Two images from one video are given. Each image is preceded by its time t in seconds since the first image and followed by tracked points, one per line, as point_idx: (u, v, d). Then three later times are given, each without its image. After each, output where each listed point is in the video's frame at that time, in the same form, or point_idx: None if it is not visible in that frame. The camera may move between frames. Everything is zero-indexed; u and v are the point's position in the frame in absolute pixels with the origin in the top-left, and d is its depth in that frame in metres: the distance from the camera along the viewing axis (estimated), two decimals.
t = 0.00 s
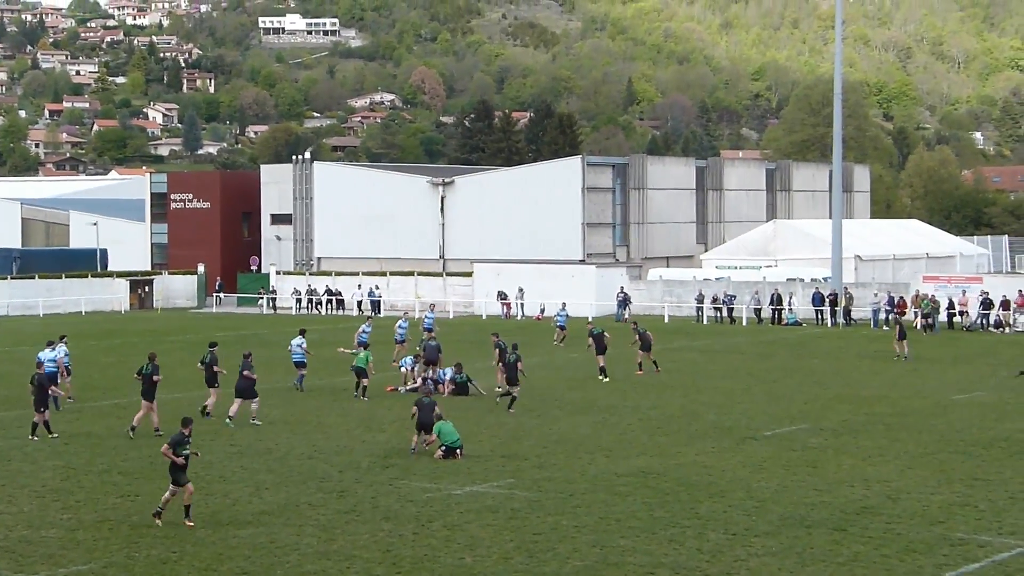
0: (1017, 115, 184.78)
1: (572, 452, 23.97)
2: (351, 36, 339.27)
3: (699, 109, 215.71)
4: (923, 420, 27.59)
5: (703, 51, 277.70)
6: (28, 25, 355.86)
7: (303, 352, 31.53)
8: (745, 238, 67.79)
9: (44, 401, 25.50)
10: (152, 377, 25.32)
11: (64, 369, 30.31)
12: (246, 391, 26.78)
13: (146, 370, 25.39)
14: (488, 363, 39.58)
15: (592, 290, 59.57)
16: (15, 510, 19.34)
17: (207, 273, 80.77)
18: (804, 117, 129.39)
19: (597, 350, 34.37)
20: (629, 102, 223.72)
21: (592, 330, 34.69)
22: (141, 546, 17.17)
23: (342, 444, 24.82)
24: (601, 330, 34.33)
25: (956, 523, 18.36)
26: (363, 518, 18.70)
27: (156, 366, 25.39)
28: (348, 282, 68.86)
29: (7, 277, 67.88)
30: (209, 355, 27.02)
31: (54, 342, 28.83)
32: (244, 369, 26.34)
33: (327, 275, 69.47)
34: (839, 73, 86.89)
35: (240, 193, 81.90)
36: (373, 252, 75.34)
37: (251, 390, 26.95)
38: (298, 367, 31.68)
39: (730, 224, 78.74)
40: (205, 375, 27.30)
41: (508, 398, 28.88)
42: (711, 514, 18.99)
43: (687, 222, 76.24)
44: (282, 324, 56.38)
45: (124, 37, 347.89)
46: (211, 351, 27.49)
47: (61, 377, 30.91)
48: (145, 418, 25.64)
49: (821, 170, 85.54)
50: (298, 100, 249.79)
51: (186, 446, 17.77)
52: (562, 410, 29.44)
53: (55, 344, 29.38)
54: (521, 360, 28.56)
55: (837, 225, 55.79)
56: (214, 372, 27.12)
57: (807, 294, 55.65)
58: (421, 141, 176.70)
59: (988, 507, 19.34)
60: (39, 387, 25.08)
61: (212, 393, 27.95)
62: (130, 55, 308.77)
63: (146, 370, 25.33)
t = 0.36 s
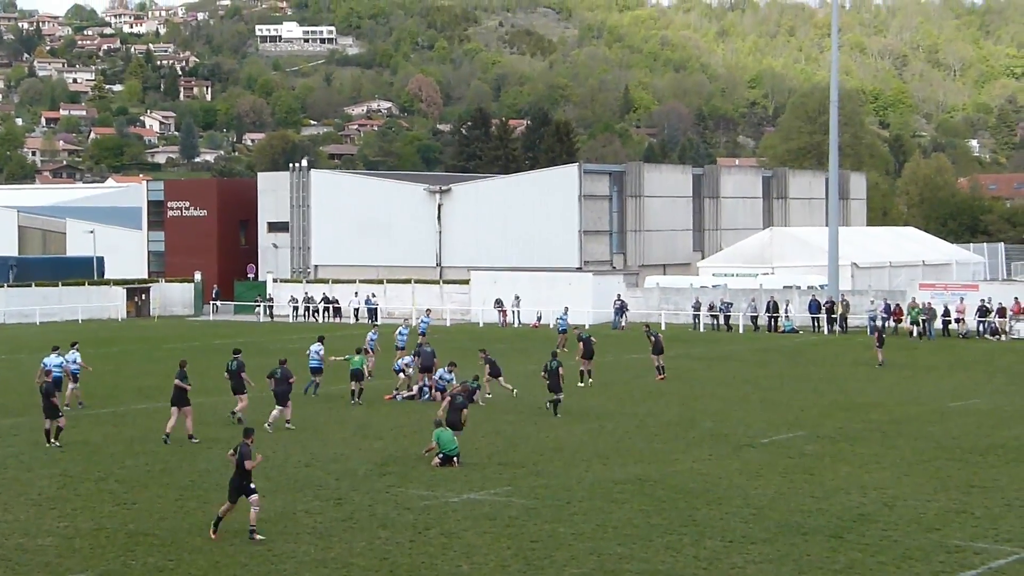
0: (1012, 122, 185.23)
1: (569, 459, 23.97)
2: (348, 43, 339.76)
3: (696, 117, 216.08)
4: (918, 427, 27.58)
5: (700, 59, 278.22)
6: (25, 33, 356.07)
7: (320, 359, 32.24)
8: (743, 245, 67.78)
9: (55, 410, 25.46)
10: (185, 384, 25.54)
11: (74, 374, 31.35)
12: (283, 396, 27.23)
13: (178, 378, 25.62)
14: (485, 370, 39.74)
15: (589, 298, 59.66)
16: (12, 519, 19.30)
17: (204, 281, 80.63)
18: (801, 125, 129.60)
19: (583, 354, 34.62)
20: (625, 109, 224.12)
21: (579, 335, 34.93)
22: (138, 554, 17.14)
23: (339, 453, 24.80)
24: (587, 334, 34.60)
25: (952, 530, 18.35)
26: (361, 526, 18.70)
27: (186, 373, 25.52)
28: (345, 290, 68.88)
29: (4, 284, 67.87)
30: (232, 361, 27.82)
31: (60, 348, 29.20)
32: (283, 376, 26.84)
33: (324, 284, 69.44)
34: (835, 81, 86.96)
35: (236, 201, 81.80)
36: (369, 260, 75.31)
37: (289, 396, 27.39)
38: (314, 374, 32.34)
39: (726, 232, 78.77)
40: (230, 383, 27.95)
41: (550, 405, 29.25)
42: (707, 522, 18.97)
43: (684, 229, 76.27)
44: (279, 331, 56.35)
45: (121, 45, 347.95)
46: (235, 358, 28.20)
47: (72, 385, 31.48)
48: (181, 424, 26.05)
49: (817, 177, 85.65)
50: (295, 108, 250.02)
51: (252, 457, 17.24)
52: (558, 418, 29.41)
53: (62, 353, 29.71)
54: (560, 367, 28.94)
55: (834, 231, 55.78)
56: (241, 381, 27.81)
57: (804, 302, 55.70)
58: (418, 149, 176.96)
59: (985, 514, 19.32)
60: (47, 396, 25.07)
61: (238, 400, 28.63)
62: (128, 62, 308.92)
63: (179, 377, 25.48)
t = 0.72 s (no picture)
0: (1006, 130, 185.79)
1: (564, 466, 23.99)
2: (343, 51, 339.96)
3: (691, 125, 216.46)
4: (913, 435, 27.60)
5: (695, 67, 278.71)
6: (20, 41, 355.98)
7: (333, 365, 33.45)
8: (738, 254, 67.69)
9: (57, 421, 25.35)
10: (210, 389, 25.80)
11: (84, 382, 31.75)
12: (313, 403, 27.54)
13: (203, 385, 25.82)
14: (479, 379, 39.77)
15: (584, 306, 59.63)
16: (7, 528, 19.26)
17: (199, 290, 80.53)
18: (795, 133, 129.83)
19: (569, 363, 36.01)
20: (620, 117, 224.51)
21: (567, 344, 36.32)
22: (135, 564, 17.08)
23: (334, 461, 24.77)
24: (574, 342, 36.08)
25: (947, 538, 18.35)
26: (357, 534, 18.67)
27: (213, 380, 25.83)
28: (340, 298, 68.84)
29: None
30: (250, 369, 27.81)
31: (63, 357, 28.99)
32: (312, 381, 27.17)
33: (319, 292, 69.41)
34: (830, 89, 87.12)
35: (231, 209, 81.62)
36: (364, 268, 75.29)
37: (320, 400, 27.72)
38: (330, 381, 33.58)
39: (722, 239, 78.82)
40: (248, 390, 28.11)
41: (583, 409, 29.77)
42: (702, 530, 18.96)
43: (679, 238, 76.34)
44: (273, 340, 56.26)
45: (116, 53, 347.69)
46: (255, 364, 28.26)
47: (81, 393, 32.07)
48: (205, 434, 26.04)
49: (812, 185, 85.78)
50: (291, 116, 250.07)
51: (312, 476, 16.71)
52: (552, 425, 29.36)
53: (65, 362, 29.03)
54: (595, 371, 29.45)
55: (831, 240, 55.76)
56: (258, 387, 27.94)
57: (800, 310, 55.70)
58: (413, 157, 177.08)
59: (981, 521, 19.30)
60: (53, 404, 24.92)
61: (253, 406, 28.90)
62: (122, 71, 308.85)
63: (203, 385, 25.77)
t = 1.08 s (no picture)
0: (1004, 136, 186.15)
1: (562, 472, 23.99)
2: (340, 58, 340.32)
3: (689, 131, 216.86)
4: (910, 439, 27.60)
5: (692, 72, 279.13)
6: (17, 48, 356.18)
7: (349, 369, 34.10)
8: (736, 259, 67.64)
9: (57, 429, 25.34)
10: (232, 393, 25.95)
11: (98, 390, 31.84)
12: (344, 406, 28.16)
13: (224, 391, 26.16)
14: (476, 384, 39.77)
15: (582, 311, 59.61)
16: (6, 535, 19.22)
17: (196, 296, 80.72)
18: (791, 138, 129.96)
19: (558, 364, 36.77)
20: (618, 123, 224.71)
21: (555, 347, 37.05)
22: (131, 570, 17.07)
23: (333, 467, 24.72)
24: (563, 347, 36.75)
25: (945, 543, 18.33)
26: (354, 541, 18.63)
27: (234, 385, 25.98)
28: (337, 304, 68.76)
29: None
30: (265, 373, 28.29)
31: (66, 363, 29.66)
32: (345, 386, 27.80)
33: (316, 298, 69.36)
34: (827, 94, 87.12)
35: (229, 216, 81.86)
36: (361, 275, 75.21)
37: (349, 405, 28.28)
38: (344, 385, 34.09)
39: (719, 245, 78.89)
40: (263, 394, 28.50)
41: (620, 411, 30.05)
42: (701, 536, 18.93)
43: (677, 243, 76.39)
44: (270, 347, 56.27)
45: (112, 60, 347.87)
46: (268, 369, 28.70)
47: (96, 399, 32.12)
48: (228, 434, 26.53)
49: (809, 190, 85.87)
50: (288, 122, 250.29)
51: (391, 483, 16.45)
52: (553, 431, 29.31)
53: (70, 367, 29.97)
54: (629, 375, 29.75)
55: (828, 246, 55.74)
56: (273, 392, 28.35)
57: (797, 315, 55.53)
58: (410, 163, 177.22)
59: (979, 526, 19.29)
60: (53, 412, 24.91)
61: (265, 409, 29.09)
62: (119, 78, 309.08)
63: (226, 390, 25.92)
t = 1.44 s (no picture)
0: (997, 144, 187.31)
1: (556, 479, 24.00)
2: (334, 63, 340.07)
3: (683, 137, 217.07)
4: (904, 445, 27.64)
5: (686, 78, 279.27)
6: (10, 52, 355.37)
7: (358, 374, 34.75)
8: (729, 265, 67.67)
9: (46, 434, 25.25)
10: (248, 397, 26.80)
11: (106, 396, 31.84)
12: (367, 409, 28.82)
13: (242, 393, 26.84)
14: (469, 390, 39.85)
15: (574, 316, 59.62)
16: None
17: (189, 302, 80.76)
18: (786, 145, 129.93)
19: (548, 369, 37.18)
20: (612, 129, 224.74)
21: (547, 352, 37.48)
22: None
23: (325, 474, 24.71)
24: (556, 352, 37.24)
25: (938, 548, 18.37)
26: (348, 546, 18.62)
27: (251, 388, 26.86)
28: (331, 310, 68.72)
29: None
30: (272, 376, 28.68)
31: (69, 368, 29.86)
32: (367, 390, 28.59)
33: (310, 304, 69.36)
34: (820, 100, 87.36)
35: (222, 221, 81.97)
36: (356, 280, 75.17)
37: (374, 408, 28.99)
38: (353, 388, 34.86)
39: (713, 251, 78.85)
40: (269, 397, 28.93)
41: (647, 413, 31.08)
42: (695, 542, 18.94)
43: (671, 249, 76.58)
44: (262, 352, 56.17)
45: (106, 65, 347.27)
46: (275, 373, 28.95)
47: (102, 405, 32.00)
48: (243, 438, 26.93)
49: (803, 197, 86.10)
50: (282, 128, 250.60)
51: (463, 498, 16.32)
52: (548, 437, 29.35)
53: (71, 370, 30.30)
54: (658, 377, 30.82)
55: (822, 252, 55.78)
56: (279, 394, 28.77)
57: (789, 321, 55.76)
58: (405, 169, 177.32)
59: (970, 531, 19.36)
60: (41, 418, 24.81)
61: (274, 412, 29.81)
62: (112, 82, 308.54)
63: (243, 394, 26.75)
